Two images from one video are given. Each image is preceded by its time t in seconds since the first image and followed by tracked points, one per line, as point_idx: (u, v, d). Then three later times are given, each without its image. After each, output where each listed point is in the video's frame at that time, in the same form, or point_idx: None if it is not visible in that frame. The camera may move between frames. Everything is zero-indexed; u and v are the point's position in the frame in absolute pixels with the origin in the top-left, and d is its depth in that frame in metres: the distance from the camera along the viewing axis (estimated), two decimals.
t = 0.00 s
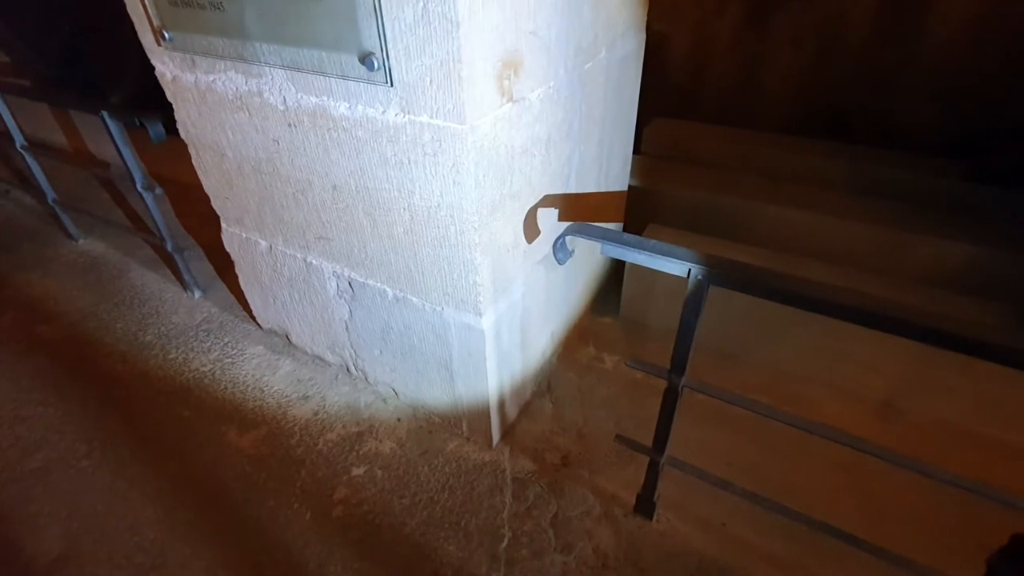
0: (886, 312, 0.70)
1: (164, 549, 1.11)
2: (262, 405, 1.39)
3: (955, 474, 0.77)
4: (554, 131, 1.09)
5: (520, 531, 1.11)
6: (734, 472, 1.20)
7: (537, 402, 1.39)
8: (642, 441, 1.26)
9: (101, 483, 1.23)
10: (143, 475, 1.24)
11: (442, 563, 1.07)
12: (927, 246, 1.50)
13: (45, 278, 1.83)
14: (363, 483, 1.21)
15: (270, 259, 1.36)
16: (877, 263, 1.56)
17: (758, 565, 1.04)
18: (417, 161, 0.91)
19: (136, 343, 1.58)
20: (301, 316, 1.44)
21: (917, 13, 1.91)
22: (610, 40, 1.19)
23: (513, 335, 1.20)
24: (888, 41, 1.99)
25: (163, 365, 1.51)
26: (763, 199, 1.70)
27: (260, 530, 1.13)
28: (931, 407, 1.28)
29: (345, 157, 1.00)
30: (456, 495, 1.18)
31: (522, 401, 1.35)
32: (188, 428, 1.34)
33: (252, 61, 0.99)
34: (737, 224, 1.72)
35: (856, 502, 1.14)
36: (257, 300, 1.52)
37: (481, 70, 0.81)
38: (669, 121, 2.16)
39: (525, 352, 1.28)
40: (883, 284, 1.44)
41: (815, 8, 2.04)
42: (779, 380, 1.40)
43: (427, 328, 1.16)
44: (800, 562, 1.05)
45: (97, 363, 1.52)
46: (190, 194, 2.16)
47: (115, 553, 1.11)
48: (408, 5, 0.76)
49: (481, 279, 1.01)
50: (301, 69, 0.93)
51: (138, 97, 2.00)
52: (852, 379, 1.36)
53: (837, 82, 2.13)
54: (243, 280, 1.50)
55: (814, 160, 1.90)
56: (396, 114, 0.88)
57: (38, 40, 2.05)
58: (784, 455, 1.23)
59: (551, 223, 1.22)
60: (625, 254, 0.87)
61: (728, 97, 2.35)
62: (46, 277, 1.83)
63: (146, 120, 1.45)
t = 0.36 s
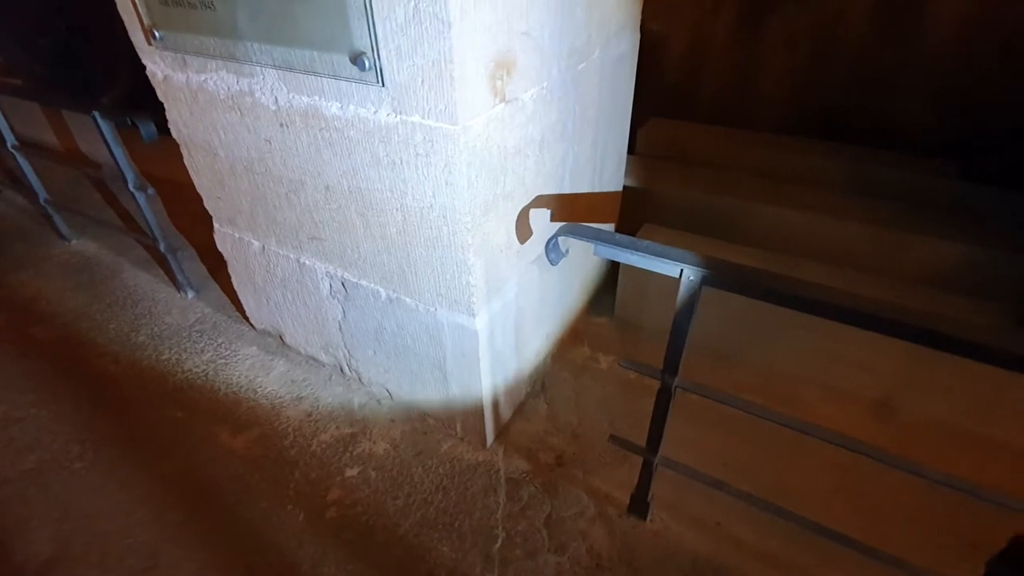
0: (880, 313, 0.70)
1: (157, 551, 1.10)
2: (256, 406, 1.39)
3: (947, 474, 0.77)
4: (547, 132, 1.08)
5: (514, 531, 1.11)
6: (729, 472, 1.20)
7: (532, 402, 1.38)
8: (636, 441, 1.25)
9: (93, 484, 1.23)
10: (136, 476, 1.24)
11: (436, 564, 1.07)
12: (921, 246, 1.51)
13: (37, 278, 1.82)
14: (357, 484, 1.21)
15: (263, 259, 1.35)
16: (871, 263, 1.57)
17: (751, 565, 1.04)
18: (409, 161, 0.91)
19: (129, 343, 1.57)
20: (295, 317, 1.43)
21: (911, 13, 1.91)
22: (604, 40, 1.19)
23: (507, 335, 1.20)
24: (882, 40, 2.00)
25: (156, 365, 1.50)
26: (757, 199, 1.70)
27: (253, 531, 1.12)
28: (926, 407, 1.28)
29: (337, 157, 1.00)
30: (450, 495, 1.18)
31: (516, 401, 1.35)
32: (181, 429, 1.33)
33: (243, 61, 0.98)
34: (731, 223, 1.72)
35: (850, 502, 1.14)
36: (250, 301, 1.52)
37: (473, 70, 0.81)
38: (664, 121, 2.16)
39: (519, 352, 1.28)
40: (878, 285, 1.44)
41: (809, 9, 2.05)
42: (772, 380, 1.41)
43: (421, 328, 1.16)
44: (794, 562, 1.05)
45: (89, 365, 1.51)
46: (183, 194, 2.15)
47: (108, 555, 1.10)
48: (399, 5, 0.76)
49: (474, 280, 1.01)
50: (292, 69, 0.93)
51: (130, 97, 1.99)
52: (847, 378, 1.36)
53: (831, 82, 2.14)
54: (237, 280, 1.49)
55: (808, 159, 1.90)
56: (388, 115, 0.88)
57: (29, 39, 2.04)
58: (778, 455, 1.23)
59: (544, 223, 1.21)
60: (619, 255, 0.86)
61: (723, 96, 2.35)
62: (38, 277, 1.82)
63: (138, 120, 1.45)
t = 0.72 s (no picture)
0: (876, 314, 0.70)
1: (153, 551, 1.10)
2: (252, 406, 1.38)
3: (943, 473, 0.77)
4: (543, 132, 1.08)
5: (510, 531, 1.11)
6: (725, 471, 1.20)
7: (529, 402, 1.38)
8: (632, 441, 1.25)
9: (89, 484, 1.22)
10: (132, 476, 1.23)
11: (433, 564, 1.07)
12: (919, 246, 1.50)
13: (33, 278, 1.82)
14: (353, 484, 1.21)
15: (259, 259, 1.35)
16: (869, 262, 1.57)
17: (747, 565, 1.04)
18: (404, 161, 0.91)
19: (125, 343, 1.57)
20: (291, 317, 1.43)
21: (909, 12, 1.91)
22: (600, 40, 1.19)
23: (503, 335, 1.20)
24: (879, 40, 2.00)
25: (153, 365, 1.50)
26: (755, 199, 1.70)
27: (250, 532, 1.12)
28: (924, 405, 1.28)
29: (332, 157, 1.00)
30: (447, 495, 1.18)
31: (513, 401, 1.35)
32: (177, 429, 1.33)
33: (237, 60, 0.98)
34: (728, 223, 1.72)
35: (846, 502, 1.14)
36: (247, 301, 1.51)
37: (468, 69, 0.80)
38: (662, 120, 2.16)
39: (515, 351, 1.28)
40: (874, 285, 1.44)
41: (807, 8, 2.05)
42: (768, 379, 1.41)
43: (417, 328, 1.15)
44: (791, 561, 1.05)
45: (85, 365, 1.50)
46: (179, 194, 2.15)
47: (103, 556, 1.10)
48: (393, 5, 0.76)
49: (469, 280, 1.01)
50: (287, 68, 0.92)
51: (126, 97, 1.98)
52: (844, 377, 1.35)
53: (828, 82, 2.14)
54: (233, 280, 1.49)
55: (806, 159, 1.90)
56: (383, 114, 0.88)
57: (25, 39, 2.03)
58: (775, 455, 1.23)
59: (540, 223, 1.21)
60: (613, 255, 0.86)
61: (720, 96, 2.35)
62: (34, 278, 1.82)
63: (133, 119, 1.44)
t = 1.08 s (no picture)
0: (873, 315, 0.70)
1: (152, 552, 1.11)
2: (250, 406, 1.39)
3: (936, 474, 0.77)
4: (539, 133, 1.08)
5: (506, 531, 1.11)
6: (721, 472, 1.20)
7: (526, 402, 1.39)
8: (629, 442, 1.26)
9: (87, 485, 1.23)
10: (129, 477, 1.24)
11: (430, 565, 1.07)
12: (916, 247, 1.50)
13: (32, 279, 1.82)
14: (351, 485, 1.21)
15: (257, 260, 1.35)
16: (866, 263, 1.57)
17: (743, 564, 1.05)
18: (400, 162, 0.91)
19: (123, 344, 1.57)
20: (288, 318, 1.43)
21: (906, 13, 1.91)
22: (596, 41, 1.19)
23: (500, 336, 1.20)
24: (877, 41, 2.00)
25: (151, 366, 1.50)
26: (752, 199, 1.70)
27: (247, 532, 1.13)
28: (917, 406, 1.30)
29: (328, 158, 1.00)
30: (444, 496, 1.18)
31: (510, 401, 1.35)
32: (175, 430, 1.33)
33: (233, 62, 0.98)
34: (726, 224, 1.72)
35: (843, 502, 1.14)
36: (244, 302, 1.52)
37: (463, 71, 0.81)
38: (659, 121, 2.16)
39: (512, 352, 1.28)
40: (871, 285, 1.45)
41: (805, 9, 2.05)
42: (764, 379, 1.42)
43: (414, 329, 1.16)
44: (788, 561, 1.06)
45: (84, 366, 1.51)
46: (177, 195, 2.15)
47: (101, 557, 1.10)
48: (388, 7, 0.76)
49: (465, 281, 1.01)
50: (283, 70, 0.93)
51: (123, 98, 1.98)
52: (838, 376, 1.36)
53: (826, 82, 2.14)
54: (230, 281, 1.49)
55: (803, 159, 1.90)
56: (378, 116, 0.88)
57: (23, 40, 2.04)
58: (772, 455, 1.23)
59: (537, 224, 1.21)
60: (609, 257, 0.87)
61: (718, 96, 2.35)
62: (33, 278, 1.82)
63: (130, 120, 1.44)
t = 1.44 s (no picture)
0: (868, 318, 0.70)
1: (151, 552, 1.11)
2: (249, 407, 1.39)
3: (930, 476, 0.78)
4: (537, 135, 1.09)
5: (504, 532, 1.12)
6: (718, 472, 1.21)
7: (525, 403, 1.39)
8: (626, 442, 1.26)
9: (86, 486, 1.23)
10: (129, 478, 1.24)
11: (428, 565, 1.07)
12: (912, 248, 1.51)
13: (31, 280, 1.82)
14: (350, 485, 1.21)
15: (256, 262, 1.36)
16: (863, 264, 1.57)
17: (739, 565, 1.05)
18: (398, 165, 0.92)
19: (122, 345, 1.57)
20: (287, 320, 1.44)
21: (905, 14, 1.92)
22: (594, 43, 1.19)
23: (499, 337, 1.21)
24: (875, 42, 2.00)
25: (150, 367, 1.50)
26: (750, 200, 1.70)
27: (247, 532, 1.13)
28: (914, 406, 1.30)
29: (327, 160, 1.00)
30: (442, 497, 1.19)
31: (508, 402, 1.36)
32: (174, 431, 1.34)
33: (232, 65, 0.98)
34: (723, 225, 1.73)
35: (840, 504, 1.15)
36: (243, 303, 1.52)
37: (460, 74, 0.81)
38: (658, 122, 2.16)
39: (510, 353, 1.29)
40: (868, 287, 1.45)
41: (803, 10, 2.06)
42: (762, 380, 1.42)
43: (412, 331, 1.16)
44: (786, 563, 1.06)
45: (83, 367, 1.51)
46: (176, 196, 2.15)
47: (101, 557, 1.11)
48: (385, 11, 0.77)
49: (463, 283, 1.01)
50: (281, 73, 0.93)
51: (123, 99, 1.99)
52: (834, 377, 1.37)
53: (824, 83, 2.15)
54: (229, 282, 1.49)
55: (801, 161, 1.91)
56: (376, 119, 0.88)
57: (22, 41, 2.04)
58: (769, 456, 1.23)
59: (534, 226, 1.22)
60: (604, 259, 0.87)
61: (717, 97, 2.35)
62: (32, 279, 1.82)
63: (130, 122, 1.45)
